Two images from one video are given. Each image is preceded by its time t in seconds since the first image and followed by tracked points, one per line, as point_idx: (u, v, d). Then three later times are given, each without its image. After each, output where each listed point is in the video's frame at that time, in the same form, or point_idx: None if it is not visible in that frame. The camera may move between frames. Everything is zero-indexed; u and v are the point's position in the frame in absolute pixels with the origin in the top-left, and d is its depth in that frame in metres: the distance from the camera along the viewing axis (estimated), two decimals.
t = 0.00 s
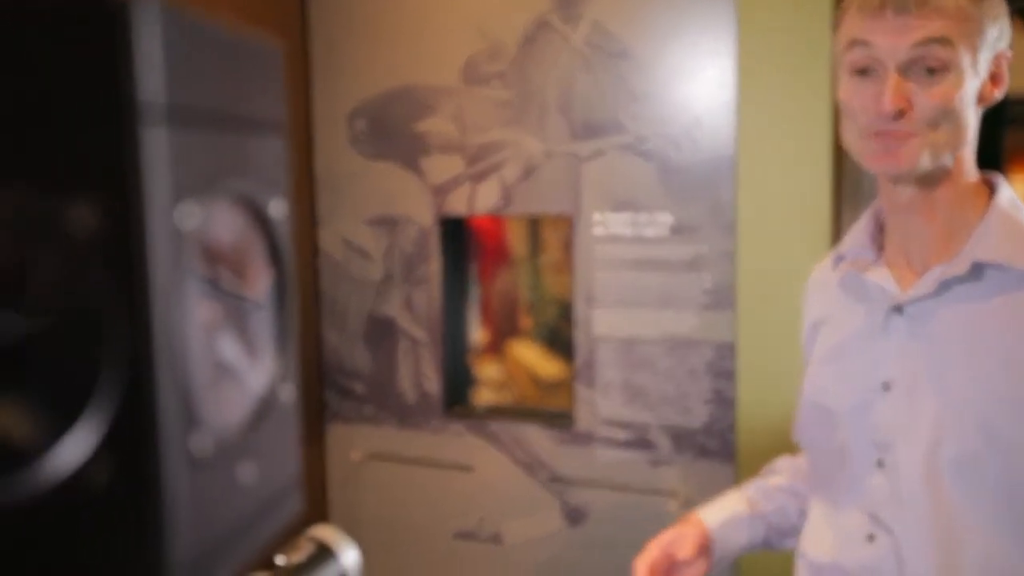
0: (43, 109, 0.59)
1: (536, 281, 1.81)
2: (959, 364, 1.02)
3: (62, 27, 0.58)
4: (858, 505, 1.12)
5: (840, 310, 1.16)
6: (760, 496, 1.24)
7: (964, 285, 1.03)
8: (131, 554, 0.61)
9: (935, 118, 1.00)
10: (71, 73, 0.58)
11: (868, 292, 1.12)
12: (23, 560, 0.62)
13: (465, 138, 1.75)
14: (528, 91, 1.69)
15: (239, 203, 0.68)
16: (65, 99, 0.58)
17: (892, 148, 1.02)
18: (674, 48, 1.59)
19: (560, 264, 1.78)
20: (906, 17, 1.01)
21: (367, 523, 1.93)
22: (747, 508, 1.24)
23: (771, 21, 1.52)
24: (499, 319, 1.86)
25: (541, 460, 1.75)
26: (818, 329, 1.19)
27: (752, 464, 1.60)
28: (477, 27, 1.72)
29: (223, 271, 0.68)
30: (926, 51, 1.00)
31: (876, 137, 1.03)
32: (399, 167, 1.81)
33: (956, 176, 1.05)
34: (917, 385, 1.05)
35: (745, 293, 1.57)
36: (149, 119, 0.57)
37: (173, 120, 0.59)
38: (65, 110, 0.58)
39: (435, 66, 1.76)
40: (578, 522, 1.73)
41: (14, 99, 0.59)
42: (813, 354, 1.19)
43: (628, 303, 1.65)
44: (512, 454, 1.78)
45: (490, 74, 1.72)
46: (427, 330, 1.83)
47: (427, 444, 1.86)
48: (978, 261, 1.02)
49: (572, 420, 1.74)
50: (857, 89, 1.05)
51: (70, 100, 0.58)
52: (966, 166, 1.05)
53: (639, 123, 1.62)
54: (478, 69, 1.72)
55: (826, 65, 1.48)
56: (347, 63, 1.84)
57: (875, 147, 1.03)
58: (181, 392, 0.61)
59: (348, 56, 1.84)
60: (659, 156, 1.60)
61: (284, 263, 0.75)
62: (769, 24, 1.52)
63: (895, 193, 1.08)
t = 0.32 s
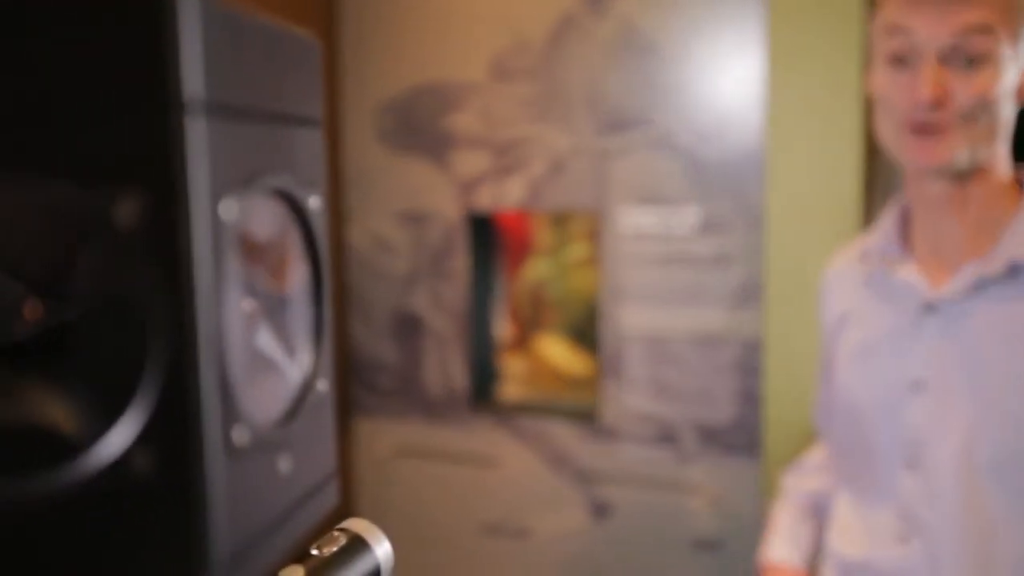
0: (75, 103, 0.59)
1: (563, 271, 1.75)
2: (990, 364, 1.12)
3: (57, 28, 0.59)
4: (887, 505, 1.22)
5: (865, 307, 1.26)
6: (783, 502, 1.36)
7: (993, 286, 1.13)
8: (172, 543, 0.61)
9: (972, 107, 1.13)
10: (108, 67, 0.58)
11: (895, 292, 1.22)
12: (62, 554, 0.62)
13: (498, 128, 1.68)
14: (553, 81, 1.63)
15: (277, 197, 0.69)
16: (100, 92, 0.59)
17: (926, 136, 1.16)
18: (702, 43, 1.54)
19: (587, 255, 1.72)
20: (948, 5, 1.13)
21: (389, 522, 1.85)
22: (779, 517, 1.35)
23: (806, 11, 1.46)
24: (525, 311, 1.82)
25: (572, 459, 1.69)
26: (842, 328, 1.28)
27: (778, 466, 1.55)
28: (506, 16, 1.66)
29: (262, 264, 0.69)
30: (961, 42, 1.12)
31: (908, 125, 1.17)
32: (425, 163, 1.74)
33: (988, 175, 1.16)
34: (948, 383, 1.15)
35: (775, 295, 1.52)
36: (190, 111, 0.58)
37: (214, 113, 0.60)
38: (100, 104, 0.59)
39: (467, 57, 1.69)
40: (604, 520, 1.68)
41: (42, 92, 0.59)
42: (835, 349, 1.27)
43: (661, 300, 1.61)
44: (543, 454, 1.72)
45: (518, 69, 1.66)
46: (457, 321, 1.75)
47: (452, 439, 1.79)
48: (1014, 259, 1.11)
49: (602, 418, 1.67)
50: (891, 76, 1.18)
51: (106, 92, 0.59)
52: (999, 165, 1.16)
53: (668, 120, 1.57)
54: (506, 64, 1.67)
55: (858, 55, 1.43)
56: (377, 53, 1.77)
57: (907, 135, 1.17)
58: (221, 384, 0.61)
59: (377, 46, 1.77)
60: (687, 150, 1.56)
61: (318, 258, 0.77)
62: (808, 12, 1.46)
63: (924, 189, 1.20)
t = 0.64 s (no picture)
0: (100, 100, 0.60)
1: (581, 263, 1.65)
2: (1005, 373, 1.36)
3: (66, 27, 0.60)
4: (908, 504, 1.47)
5: (890, 307, 1.48)
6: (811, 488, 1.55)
7: (1005, 289, 1.38)
8: (201, 539, 0.62)
9: (990, 108, 1.35)
10: (134, 63, 0.59)
11: (917, 290, 1.45)
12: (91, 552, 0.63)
13: (521, 124, 1.67)
14: (572, 79, 1.62)
15: (304, 193, 0.70)
16: (126, 88, 0.59)
17: (942, 135, 1.40)
18: (725, 39, 1.53)
19: (609, 245, 1.63)
20: (961, 15, 1.35)
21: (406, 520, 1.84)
22: (811, 499, 1.56)
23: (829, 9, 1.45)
24: (544, 306, 1.68)
25: (592, 458, 1.68)
26: (868, 321, 1.49)
27: (804, 466, 1.55)
28: (528, 14, 1.65)
29: (289, 260, 0.69)
30: (977, 46, 1.35)
31: (923, 124, 1.41)
32: (445, 160, 1.73)
33: (1010, 179, 1.36)
34: (965, 385, 1.40)
35: (795, 293, 1.53)
36: (218, 104, 0.58)
37: (241, 107, 0.60)
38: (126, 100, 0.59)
39: (486, 53, 1.68)
40: (623, 518, 1.68)
41: (66, 90, 0.60)
42: (861, 340, 1.49)
43: (682, 296, 1.60)
44: (564, 454, 1.70)
45: (538, 66, 1.64)
46: (476, 317, 1.74)
47: (471, 436, 1.78)
48: None
49: (620, 414, 1.66)
50: (908, 78, 1.41)
51: (143, 86, 0.59)
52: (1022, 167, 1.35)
53: (689, 120, 1.56)
54: (527, 60, 1.65)
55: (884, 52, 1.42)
56: (399, 46, 1.74)
57: (926, 134, 1.41)
58: (250, 378, 0.62)
59: (398, 40, 1.74)
60: (708, 148, 1.56)
61: (343, 254, 0.77)
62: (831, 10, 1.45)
63: (943, 194, 1.41)
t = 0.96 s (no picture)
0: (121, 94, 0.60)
1: (596, 260, 1.65)
2: None
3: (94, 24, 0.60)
4: (925, 504, 1.46)
5: (908, 305, 1.48)
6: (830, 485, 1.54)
7: None
8: (225, 535, 0.62)
9: (1006, 98, 1.36)
10: (159, 58, 0.59)
11: (934, 287, 1.46)
12: (117, 548, 0.63)
13: (537, 120, 1.66)
14: (588, 74, 1.62)
15: (327, 188, 0.70)
16: (146, 82, 0.59)
17: (960, 127, 1.39)
18: (743, 34, 1.53)
19: (625, 241, 1.62)
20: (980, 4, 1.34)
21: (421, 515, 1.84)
22: (831, 497, 1.54)
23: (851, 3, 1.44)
24: (559, 302, 1.68)
25: (608, 455, 1.68)
26: (888, 318, 1.48)
27: (822, 464, 1.55)
28: (542, 8, 1.64)
29: (312, 255, 0.70)
30: (995, 32, 1.34)
31: (939, 115, 1.40)
32: (461, 156, 1.73)
33: None
34: (984, 382, 1.40)
35: (813, 289, 1.52)
36: (241, 98, 0.58)
37: (264, 102, 0.61)
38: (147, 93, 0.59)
39: (502, 48, 1.67)
40: (638, 515, 1.67)
41: (86, 83, 0.60)
42: (880, 337, 1.49)
43: (699, 292, 1.59)
44: (579, 451, 1.70)
45: (554, 62, 1.64)
46: (491, 313, 1.74)
47: (488, 433, 1.78)
48: None
49: (637, 410, 1.66)
50: (925, 68, 1.40)
51: (164, 81, 0.59)
52: None
53: (705, 116, 1.55)
54: (542, 56, 1.65)
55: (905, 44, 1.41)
56: (415, 41, 1.73)
57: (943, 125, 1.40)
58: (274, 374, 0.62)
59: (414, 35, 1.73)
60: (725, 143, 1.55)
61: (365, 249, 0.78)
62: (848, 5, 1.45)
63: (964, 190, 1.41)
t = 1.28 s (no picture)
0: (141, 91, 0.60)
1: (611, 257, 1.64)
2: None
3: (113, 22, 0.60)
4: (945, 503, 1.50)
5: (925, 301, 1.51)
6: (850, 480, 1.58)
7: None
8: (247, 530, 0.62)
9: None
10: (181, 55, 0.59)
11: (953, 282, 1.50)
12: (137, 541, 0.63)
13: (554, 116, 1.65)
14: (605, 71, 1.61)
15: (347, 182, 0.71)
16: (168, 78, 0.60)
17: (984, 116, 1.42)
18: (760, 30, 1.52)
19: (639, 236, 1.62)
20: None
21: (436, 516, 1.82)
22: (851, 491, 1.59)
23: (867, 5, 1.47)
24: (575, 299, 1.68)
25: (623, 452, 1.67)
26: (903, 319, 1.52)
27: (834, 454, 1.58)
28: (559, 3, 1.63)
29: (333, 250, 0.70)
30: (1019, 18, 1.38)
31: (961, 105, 1.43)
32: (478, 154, 1.71)
33: None
34: (1004, 380, 1.43)
35: (829, 285, 1.53)
36: (265, 93, 0.59)
37: (286, 97, 0.61)
38: (168, 90, 0.60)
39: (518, 44, 1.66)
40: (654, 513, 1.67)
41: (103, 81, 0.60)
42: (895, 335, 1.52)
43: (716, 290, 1.58)
44: (594, 449, 1.69)
45: (571, 57, 1.63)
46: (507, 309, 1.72)
47: (503, 429, 1.76)
48: None
49: (652, 407, 1.65)
50: (949, 58, 1.43)
51: (187, 77, 0.59)
52: None
53: (723, 114, 1.55)
54: (560, 51, 1.63)
55: (926, 39, 1.44)
56: (428, 37, 1.71)
57: (968, 115, 1.43)
58: (295, 368, 0.62)
59: (431, 30, 1.70)
60: (742, 141, 1.54)
61: (385, 244, 0.78)
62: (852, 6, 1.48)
63: (986, 184, 1.45)
